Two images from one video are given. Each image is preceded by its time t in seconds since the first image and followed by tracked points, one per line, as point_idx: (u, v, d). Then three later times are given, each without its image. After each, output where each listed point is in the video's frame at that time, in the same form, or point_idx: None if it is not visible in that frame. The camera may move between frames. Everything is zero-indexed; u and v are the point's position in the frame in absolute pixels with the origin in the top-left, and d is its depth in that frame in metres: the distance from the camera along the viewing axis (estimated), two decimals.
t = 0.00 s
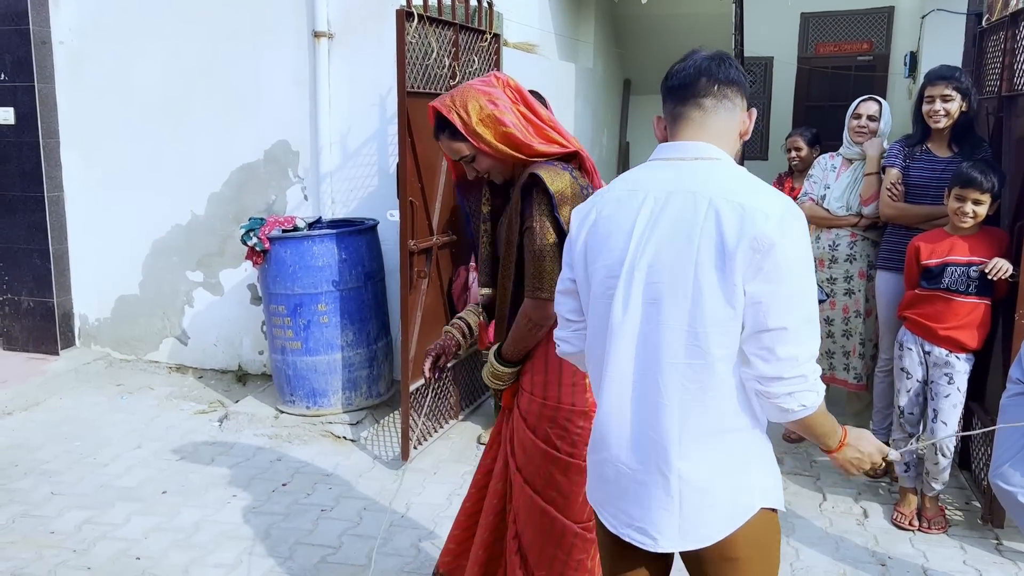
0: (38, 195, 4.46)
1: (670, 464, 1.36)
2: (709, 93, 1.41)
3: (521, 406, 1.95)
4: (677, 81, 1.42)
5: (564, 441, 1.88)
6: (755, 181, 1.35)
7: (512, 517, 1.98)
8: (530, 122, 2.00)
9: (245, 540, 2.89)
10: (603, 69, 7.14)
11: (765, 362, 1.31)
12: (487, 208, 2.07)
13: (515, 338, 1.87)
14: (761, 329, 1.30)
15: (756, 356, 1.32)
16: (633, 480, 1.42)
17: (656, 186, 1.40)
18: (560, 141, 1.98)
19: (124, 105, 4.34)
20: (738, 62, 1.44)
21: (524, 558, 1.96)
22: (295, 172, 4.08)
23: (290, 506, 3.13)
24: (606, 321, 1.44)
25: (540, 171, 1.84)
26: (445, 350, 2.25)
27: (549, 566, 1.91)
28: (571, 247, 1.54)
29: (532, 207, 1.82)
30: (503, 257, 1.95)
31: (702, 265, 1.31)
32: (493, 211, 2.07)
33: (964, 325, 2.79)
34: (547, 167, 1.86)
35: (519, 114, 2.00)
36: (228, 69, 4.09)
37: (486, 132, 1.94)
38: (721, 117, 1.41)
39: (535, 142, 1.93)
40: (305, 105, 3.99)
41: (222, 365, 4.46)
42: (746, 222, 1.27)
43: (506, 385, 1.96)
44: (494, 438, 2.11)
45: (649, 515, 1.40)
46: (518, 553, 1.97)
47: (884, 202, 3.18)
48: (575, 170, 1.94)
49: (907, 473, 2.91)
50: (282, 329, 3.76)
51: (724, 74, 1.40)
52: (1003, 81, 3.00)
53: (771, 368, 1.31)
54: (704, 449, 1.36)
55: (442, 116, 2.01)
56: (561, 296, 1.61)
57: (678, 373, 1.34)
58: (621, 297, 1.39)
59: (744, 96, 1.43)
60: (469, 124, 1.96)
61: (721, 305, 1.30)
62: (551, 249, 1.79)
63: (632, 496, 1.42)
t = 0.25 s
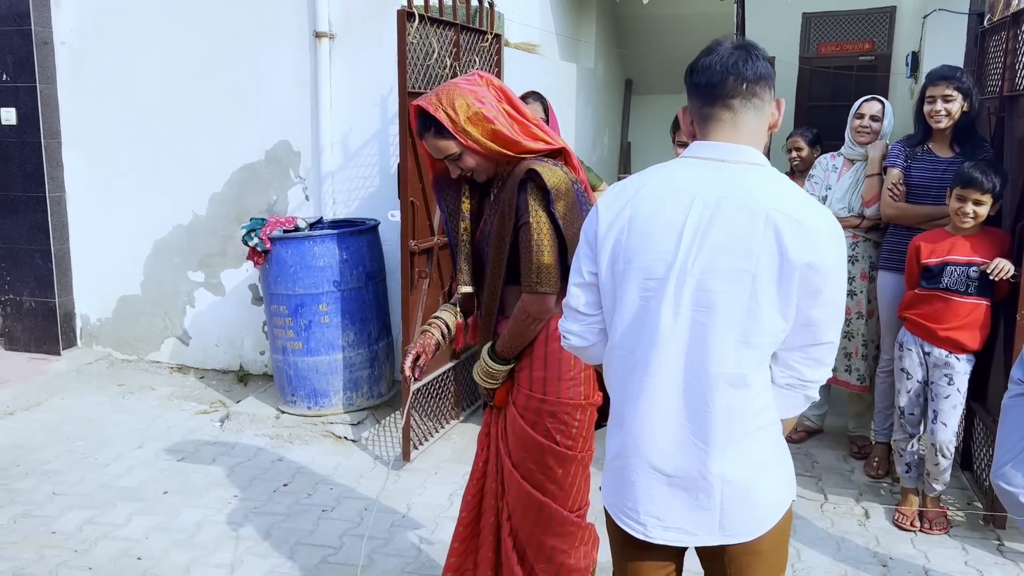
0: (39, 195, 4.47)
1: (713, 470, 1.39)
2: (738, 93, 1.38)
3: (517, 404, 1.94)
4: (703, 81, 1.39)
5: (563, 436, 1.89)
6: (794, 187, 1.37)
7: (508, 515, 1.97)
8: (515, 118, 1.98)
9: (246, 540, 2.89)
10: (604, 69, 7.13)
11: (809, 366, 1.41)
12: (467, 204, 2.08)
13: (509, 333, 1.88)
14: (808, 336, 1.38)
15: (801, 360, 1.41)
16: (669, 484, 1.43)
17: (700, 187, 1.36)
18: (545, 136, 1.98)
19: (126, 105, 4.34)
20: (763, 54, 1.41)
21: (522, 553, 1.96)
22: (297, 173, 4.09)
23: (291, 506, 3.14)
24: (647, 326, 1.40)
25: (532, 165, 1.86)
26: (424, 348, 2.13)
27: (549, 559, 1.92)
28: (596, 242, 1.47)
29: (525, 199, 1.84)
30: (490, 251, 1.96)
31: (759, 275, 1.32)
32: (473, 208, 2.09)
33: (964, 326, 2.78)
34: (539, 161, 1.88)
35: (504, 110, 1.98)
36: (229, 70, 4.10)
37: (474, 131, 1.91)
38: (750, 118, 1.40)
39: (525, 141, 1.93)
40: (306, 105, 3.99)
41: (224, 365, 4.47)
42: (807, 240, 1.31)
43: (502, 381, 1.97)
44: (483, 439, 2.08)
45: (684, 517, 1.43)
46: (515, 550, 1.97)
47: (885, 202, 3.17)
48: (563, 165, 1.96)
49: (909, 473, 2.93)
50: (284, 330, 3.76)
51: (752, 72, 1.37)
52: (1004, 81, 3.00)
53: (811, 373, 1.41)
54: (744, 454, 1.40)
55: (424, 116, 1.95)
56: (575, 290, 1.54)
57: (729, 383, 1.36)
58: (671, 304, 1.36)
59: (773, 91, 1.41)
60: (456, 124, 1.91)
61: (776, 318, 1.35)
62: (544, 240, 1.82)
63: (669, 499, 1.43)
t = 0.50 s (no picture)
0: (41, 196, 4.48)
1: (761, 472, 1.42)
2: (774, 93, 1.39)
3: (516, 404, 1.95)
4: (740, 78, 1.39)
5: (562, 432, 1.91)
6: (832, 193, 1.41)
7: (507, 515, 1.96)
8: (508, 116, 1.98)
9: (247, 541, 2.89)
10: (606, 69, 7.13)
11: (846, 367, 1.47)
12: (456, 204, 2.10)
13: (509, 333, 1.88)
14: (848, 339, 1.44)
15: (840, 363, 1.46)
16: (716, 488, 1.44)
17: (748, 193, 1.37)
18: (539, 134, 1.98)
19: (128, 106, 4.35)
20: (797, 51, 1.42)
21: (524, 554, 1.95)
22: (298, 173, 4.09)
23: (292, 507, 3.14)
24: (699, 331, 1.40)
25: (528, 165, 1.86)
26: (415, 348, 2.09)
27: (553, 556, 1.93)
28: (638, 245, 1.45)
29: (524, 197, 1.85)
30: (485, 251, 1.96)
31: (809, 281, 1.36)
32: (461, 207, 2.11)
33: (964, 327, 2.78)
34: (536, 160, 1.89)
35: (497, 109, 1.97)
36: (231, 70, 4.10)
37: (471, 131, 1.90)
38: (784, 116, 1.41)
39: (520, 140, 1.92)
40: (308, 105, 4.00)
41: (225, 366, 4.47)
42: (856, 249, 1.36)
43: (499, 381, 1.97)
44: (477, 442, 2.07)
45: (728, 520, 1.45)
46: (516, 549, 1.96)
47: (886, 202, 3.17)
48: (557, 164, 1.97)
49: (910, 475, 2.93)
50: (285, 330, 3.77)
51: (788, 72, 1.38)
52: (1006, 82, 2.99)
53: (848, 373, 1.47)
54: (785, 455, 1.45)
55: (417, 117, 1.93)
56: (609, 292, 1.52)
57: (780, 387, 1.39)
58: (727, 310, 1.38)
59: (805, 90, 1.43)
60: (452, 124, 1.90)
61: (823, 321, 1.40)
62: (544, 239, 1.83)
63: (714, 504, 1.45)
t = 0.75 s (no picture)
0: (44, 197, 4.48)
1: (793, 472, 1.44)
2: (796, 93, 1.40)
3: (517, 404, 1.95)
4: (769, 77, 1.38)
5: (563, 430, 1.93)
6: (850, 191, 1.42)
7: (507, 515, 1.96)
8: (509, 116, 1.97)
9: (249, 541, 2.90)
10: (608, 70, 7.13)
11: (881, 361, 1.45)
12: (454, 204, 2.10)
13: (511, 332, 1.88)
14: (878, 332, 1.44)
15: (873, 356, 1.45)
16: (748, 491, 1.46)
17: (774, 196, 1.37)
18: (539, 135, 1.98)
19: (131, 107, 4.36)
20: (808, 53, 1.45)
21: (525, 551, 1.96)
22: (301, 175, 4.09)
23: (295, 508, 3.14)
24: (731, 335, 1.41)
25: (527, 164, 1.87)
26: (416, 353, 2.09)
27: (554, 553, 1.95)
28: (665, 253, 1.44)
29: (526, 197, 1.85)
30: (486, 251, 1.96)
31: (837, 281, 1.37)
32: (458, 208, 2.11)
33: (964, 329, 2.78)
34: (535, 160, 1.90)
35: (498, 109, 1.96)
36: (234, 72, 4.11)
37: (474, 131, 1.90)
38: (803, 118, 1.43)
39: (520, 141, 1.92)
40: (310, 106, 4.00)
41: (228, 367, 4.48)
42: (883, 246, 1.36)
43: (500, 380, 1.96)
44: (474, 442, 2.07)
45: (761, 522, 1.46)
46: (517, 549, 1.96)
47: (888, 204, 3.18)
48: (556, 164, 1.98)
49: (912, 476, 2.94)
50: (288, 332, 3.77)
51: (807, 75, 1.41)
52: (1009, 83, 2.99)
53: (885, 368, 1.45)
54: (812, 452, 1.47)
55: (419, 116, 1.92)
56: (633, 300, 1.50)
57: (811, 386, 1.41)
58: (758, 314, 1.38)
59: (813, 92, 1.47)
60: (455, 124, 1.89)
61: (852, 318, 1.41)
62: (545, 237, 1.85)
63: (748, 505, 1.46)
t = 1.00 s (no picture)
0: (48, 198, 4.49)
1: (800, 470, 1.45)
2: (797, 97, 1.41)
3: (513, 403, 1.94)
4: (771, 82, 1.38)
5: (557, 430, 1.94)
6: (848, 191, 1.42)
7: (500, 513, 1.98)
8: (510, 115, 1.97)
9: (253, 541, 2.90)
10: (610, 72, 7.13)
11: (880, 357, 1.45)
12: (451, 205, 2.09)
13: (513, 330, 1.88)
14: (878, 329, 1.43)
15: (869, 353, 1.45)
16: (756, 492, 1.46)
17: (772, 200, 1.37)
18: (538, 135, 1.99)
19: (135, 108, 4.36)
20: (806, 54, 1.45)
21: (517, 546, 1.97)
22: (304, 175, 4.10)
23: (299, 509, 3.14)
24: (736, 340, 1.41)
25: (530, 165, 1.88)
26: (428, 363, 2.07)
27: (547, 551, 1.96)
28: (666, 260, 1.44)
29: (529, 198, 1.86)
30: (486, 250, 1.95)
31: (840, 281, 1.37)
32: (456, 208, 2.10)
33: (973, 330, 2.77)
34: (536, 160, 1.91)
35: (500, 109, 1.96)
36: (237, 73, 4.11)
37: (477, 131, 1.89)
38: (802, 123, 1.44)
39: (521, 141, 1.93)
40: (313, 107, 4.01)
41: (231, 367, 4.48)
42: (883, 245, 1.37)
43: (497, 379, 1.96)
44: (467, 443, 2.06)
45: (772, 521, 1.47)
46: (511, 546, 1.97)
47: (892, 205, 3.18)
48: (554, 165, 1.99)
49: (917, 477, 2.93)
50: (291, 332, 3.78)
51: (808, 81, 1.42)
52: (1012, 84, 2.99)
53: (884, 365, 1.45)
54: (818, 450, 1.48)
55: (422, 114, 1.89)
56: (636, 306, 1.51)
57: (817, 387, 1.41)
58: (760, 317, 1.38)
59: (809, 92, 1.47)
60: (459, 122, 1.88)
61: (857, 317, 1.40)
62: (548, 236, 1.86)
63: (758, 507, 1.46)
